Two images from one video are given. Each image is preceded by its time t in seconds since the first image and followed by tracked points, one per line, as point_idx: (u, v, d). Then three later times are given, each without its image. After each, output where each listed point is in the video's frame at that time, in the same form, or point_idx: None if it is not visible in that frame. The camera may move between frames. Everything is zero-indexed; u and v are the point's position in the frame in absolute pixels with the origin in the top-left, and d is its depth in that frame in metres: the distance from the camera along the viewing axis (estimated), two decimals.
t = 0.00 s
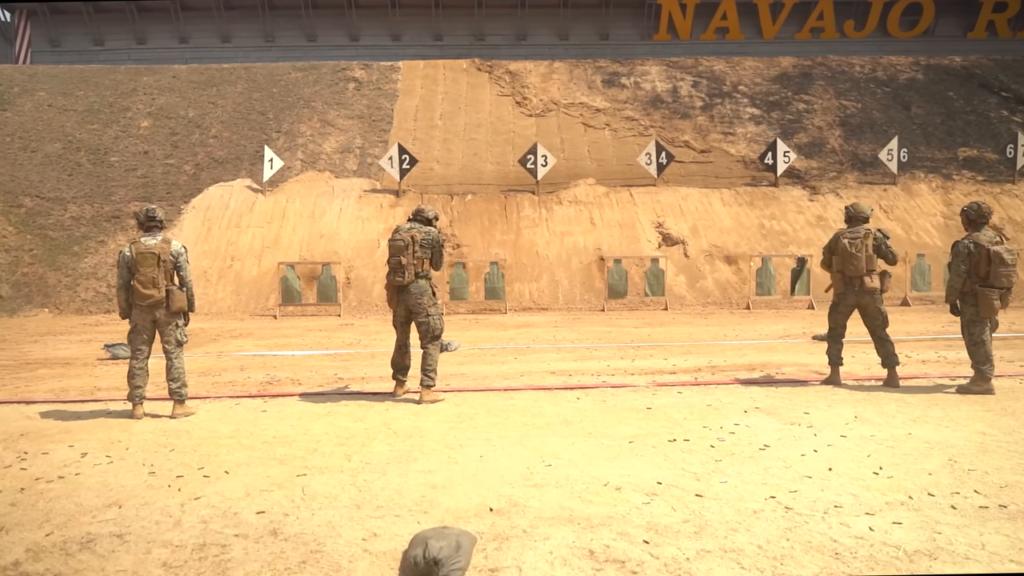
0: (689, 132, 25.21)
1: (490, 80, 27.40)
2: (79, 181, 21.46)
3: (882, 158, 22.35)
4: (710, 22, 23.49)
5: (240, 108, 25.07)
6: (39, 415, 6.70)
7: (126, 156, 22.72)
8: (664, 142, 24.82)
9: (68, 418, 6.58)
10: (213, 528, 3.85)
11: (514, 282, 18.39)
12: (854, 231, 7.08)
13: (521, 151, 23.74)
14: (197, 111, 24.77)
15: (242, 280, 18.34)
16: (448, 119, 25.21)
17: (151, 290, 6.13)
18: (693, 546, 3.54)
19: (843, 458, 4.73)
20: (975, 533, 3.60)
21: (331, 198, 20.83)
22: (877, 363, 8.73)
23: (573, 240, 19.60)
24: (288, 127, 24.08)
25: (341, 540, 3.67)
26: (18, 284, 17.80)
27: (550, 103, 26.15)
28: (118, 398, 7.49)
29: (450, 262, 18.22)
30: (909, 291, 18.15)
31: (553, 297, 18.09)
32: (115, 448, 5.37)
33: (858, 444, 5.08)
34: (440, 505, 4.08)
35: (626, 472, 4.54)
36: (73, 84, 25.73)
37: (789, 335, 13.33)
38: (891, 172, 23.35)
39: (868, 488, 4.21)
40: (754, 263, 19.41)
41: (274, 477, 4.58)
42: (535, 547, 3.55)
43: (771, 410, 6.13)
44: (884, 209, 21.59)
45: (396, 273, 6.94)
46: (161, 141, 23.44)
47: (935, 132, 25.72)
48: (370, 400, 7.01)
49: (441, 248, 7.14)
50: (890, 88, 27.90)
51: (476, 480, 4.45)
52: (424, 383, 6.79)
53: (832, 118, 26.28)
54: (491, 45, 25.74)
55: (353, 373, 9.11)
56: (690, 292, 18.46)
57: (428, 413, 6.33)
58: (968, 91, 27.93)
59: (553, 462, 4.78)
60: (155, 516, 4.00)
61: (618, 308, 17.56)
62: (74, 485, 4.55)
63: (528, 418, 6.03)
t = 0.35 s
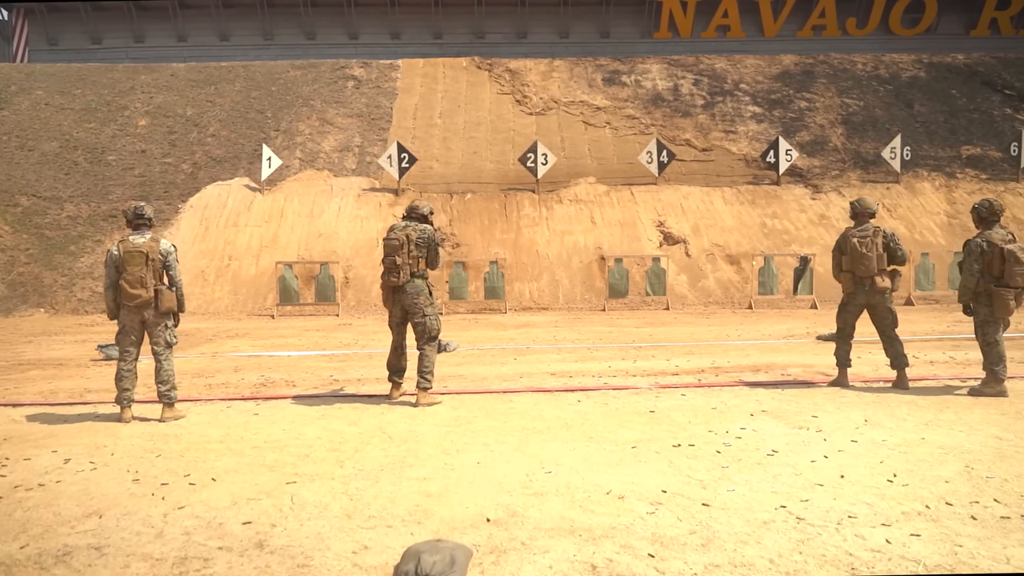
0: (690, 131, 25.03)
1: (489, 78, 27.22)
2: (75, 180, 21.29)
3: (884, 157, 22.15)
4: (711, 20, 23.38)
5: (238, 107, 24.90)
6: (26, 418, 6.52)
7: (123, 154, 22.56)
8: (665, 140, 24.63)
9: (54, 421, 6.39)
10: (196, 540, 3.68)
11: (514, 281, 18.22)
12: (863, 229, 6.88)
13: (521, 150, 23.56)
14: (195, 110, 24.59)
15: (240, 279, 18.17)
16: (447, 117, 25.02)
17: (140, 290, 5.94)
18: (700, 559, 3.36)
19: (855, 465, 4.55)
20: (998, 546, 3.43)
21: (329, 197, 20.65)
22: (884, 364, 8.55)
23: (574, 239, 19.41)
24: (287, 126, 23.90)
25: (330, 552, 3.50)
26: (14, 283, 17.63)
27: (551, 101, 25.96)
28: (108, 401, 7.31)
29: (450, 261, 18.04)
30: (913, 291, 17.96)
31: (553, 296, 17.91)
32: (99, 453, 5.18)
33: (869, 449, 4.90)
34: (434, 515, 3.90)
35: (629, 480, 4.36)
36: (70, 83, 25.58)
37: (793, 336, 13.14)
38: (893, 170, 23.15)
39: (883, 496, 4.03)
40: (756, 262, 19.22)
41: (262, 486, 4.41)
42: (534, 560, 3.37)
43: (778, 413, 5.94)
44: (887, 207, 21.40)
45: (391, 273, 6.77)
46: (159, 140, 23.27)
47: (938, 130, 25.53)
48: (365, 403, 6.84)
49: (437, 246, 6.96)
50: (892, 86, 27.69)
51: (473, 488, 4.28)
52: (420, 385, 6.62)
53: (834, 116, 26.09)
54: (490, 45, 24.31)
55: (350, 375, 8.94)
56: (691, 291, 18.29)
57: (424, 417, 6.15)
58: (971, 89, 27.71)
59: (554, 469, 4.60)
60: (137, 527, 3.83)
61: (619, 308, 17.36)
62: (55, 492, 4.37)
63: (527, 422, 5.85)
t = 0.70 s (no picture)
0: (692, 129, 24.79)
1: (489, 76, 27.01)
2: (72, 178, 21.06)
3: (888, 155, 21.90)
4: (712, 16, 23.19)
5: (236, 105, 24.68)
6: (10, 423, 6.30)
7: (120, 153, 22.32)
8: (666, 138, 24.40)
9: (37, 427, 6.16)
10: (175, 558, 3.45)
11: (514, 281, 18.00)
12: (878, 228, 6.64)
13: (521, 148, 23.33)
14: (192, 108, 24.36)
15: (237, 279, 17.94)
16: (447, 116, 24.78)
17: (124, 290, 5.70)
18: None
19: (873, 475, 4.32)
20: None
21: (328, 196, 20.42)
22: (895, 366, 8.32)
23: (575, 238, 19.19)
24: (285, 124, 23.66)
25: (318, 572, 3.28)
26: (8, 283, 17.40)
27: (551, 99, 25.73)
28: (95, 405, 7.08)
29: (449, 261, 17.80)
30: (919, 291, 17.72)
31: (554, 296, 17.69)
32: (80, 462, 4.96)
33: (888, 458, 4.66)
34: (430, 530, 3.68)
35: (636, 491, 4.14)
36: (67, 81, 25.38)
37: (798, 336, 12.91)
38: (897, 169, 22.92)
39: (905, 510, 3.80)
40: (759, 261, 18.99)
41: (249, 497, 4.18)
42: None
43: (789, 419, 5.72)
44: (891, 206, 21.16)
45: (389, 275, 6.54)
46: (156, 138, 23.04)
47: (942, 129, 25.30)
48: (360, 408, 6.62)
49: (433, 244, 6.69)
50: (895, 84, 27.45)
51: (472, 501, 4.05)
52: (417, 390, 6.40)
53: (837, 114, 25.86)
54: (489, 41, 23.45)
55: (346, 377, 8.71)
56: (693, 291, 18.06)
57: (421, 422, 5.92)
58: (974, 87, 27.47)
59: (556, 479, 4.38)
60: (113, 543, 3.61)
61: (621, 308, 17.13)
62: (30, 505, 4.15)
63: (529, 428, 5.62)
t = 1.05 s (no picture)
0: (694, 127, 24.57)
1: (490, 74, 26.77)
2: (68, 176, 20.84)
3: (892, 154, 21.70)
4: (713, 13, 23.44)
5: (235, 103, 24.45)
6: None
7: (117, 151, 22.11)
8: (668, 137, 24.19)
9: (23, 430, 5.95)
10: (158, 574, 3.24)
11: (515, 280, 17.79)
12: (895, 225, 6.44)
13: (522, 147, 23.11)
14: (190, 106, 24.13)
15: (235, 278, 17.73)
16: (447, 114, 24.57)
17: (110, 290, 5.50)
18: None
19: (896, 483, 4.11)
20: None
21: (327, 194, 20.21)
22: (907, 368, 8.10)
23: (576, 237, 18.98)
24: (284, 122, 23.45)
25: None
26: (3, 282, 17.18)
27: (552, 97, 25.51)
28: (84, 408, 6.85)
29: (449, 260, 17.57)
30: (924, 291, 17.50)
31: (556, 296, 17.48)
32: (64, 468, 4.74)
33: (910, 465, 4.46)
34: (430, 543, 3.47)
35: (647, 501, 3.93)
36: (65, 79, 25.14)
37: (805, 337, 12.69)
38: (901, 167, 22.69)
39: (933, 521, 3.59)
40: (763, 261, 18.78)
41: (239, 507, 3.97)
42: None
43: (803, 423, 5.51)
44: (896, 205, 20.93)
45: (389, 274, 6.33)
46: (154, 136, 22.83)
47: (946, 127, 25.10)
48: (357, 411, 6.41)
49: (432, 241, 6.44)
50: (899, 82, 27.21)
51: (474, 511, 3.84)
52: (416, 392, 6.19)
53: (840, 113, 25.65)
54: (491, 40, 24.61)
55: (344, 379, 8.49)
56: (696, 291, 17.85)
57: (421, 427, 5.70)
58: (978, 85, 27.26)
59: (562, 487, 4.17)
60: (93, 558, 3.40)
61: (623, 308, 16.92)
62: (7, 515, 3.93)
63: (533, 432, 5.41)
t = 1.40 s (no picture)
0: (697, 126, 24.31)
1: (490, 72, 26.43)
2: (65, 175, 20.61)
3: (897, 152, 21.46)
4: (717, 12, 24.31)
5: (234, 101, 24.17)
6: None
7: (115, 149, 21.88)
8: (671, 135, 23.93)
9: (5, 436, 5.71)
10: None
11: (516, 280, 17.55)
12: (915, 223, 6.18)
13: (523, 145, 22.85)
14: (189, 104, 23.89)
15: (233, 278, 17.49)
16: (447, 112, 24.30)
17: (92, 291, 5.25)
18: None
19: (924, 498, 3.87)
20: None
21: (326, 193, 19.96)
22: (921, 371, 7.84)
23: (578, 237, 18.73)
24: (283, 121, 23.20)
25: None
26: None
27: (554, 95, 25.24)
28: (71, 412, 6.60)
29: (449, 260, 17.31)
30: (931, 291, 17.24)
31: (557, 296, 17.23)
32: (43, 478, 4.50)
33: (936, 477, 4.21)
34: (428, 564, 3.23)
35: (660, 517, 3.69)
36: (61, 76, 24.82)
37: (811, 338, 12.44)
38: (906, 166, 22.43)
39: (968, 541, 3.35)
40: (767, 260, 18.54)
41: (225, 522, 3.74)
42: None
43: (819, 431, 5.27)
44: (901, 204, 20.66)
45: (386, 276, 6.08)
46: (152, 134, 22.58)
47: (951, 126, 24.84)
48: (353, 416, 6.16)
49: (431, 240, 6.15)
50: (904, 80, 26.92)
51: (475, 528, 3.60)
52: (415, 398, 5.95)
53: (844, 111, 25.40)
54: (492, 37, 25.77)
55: (340, 382, 8.25)
56: (700, 291, 17.61)
57: (420, 434, 5.46)
58: (983, 83, 26.99)
59: (568, 501, 3.93)
60: None
61: (626, 308, 16.68)
62: None
63: (536, 440, 5.16)
